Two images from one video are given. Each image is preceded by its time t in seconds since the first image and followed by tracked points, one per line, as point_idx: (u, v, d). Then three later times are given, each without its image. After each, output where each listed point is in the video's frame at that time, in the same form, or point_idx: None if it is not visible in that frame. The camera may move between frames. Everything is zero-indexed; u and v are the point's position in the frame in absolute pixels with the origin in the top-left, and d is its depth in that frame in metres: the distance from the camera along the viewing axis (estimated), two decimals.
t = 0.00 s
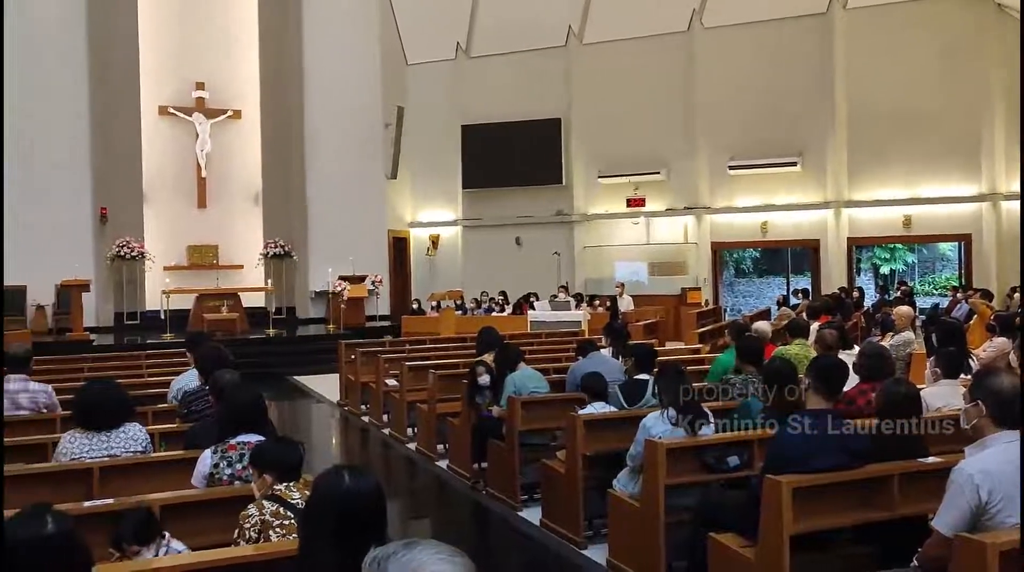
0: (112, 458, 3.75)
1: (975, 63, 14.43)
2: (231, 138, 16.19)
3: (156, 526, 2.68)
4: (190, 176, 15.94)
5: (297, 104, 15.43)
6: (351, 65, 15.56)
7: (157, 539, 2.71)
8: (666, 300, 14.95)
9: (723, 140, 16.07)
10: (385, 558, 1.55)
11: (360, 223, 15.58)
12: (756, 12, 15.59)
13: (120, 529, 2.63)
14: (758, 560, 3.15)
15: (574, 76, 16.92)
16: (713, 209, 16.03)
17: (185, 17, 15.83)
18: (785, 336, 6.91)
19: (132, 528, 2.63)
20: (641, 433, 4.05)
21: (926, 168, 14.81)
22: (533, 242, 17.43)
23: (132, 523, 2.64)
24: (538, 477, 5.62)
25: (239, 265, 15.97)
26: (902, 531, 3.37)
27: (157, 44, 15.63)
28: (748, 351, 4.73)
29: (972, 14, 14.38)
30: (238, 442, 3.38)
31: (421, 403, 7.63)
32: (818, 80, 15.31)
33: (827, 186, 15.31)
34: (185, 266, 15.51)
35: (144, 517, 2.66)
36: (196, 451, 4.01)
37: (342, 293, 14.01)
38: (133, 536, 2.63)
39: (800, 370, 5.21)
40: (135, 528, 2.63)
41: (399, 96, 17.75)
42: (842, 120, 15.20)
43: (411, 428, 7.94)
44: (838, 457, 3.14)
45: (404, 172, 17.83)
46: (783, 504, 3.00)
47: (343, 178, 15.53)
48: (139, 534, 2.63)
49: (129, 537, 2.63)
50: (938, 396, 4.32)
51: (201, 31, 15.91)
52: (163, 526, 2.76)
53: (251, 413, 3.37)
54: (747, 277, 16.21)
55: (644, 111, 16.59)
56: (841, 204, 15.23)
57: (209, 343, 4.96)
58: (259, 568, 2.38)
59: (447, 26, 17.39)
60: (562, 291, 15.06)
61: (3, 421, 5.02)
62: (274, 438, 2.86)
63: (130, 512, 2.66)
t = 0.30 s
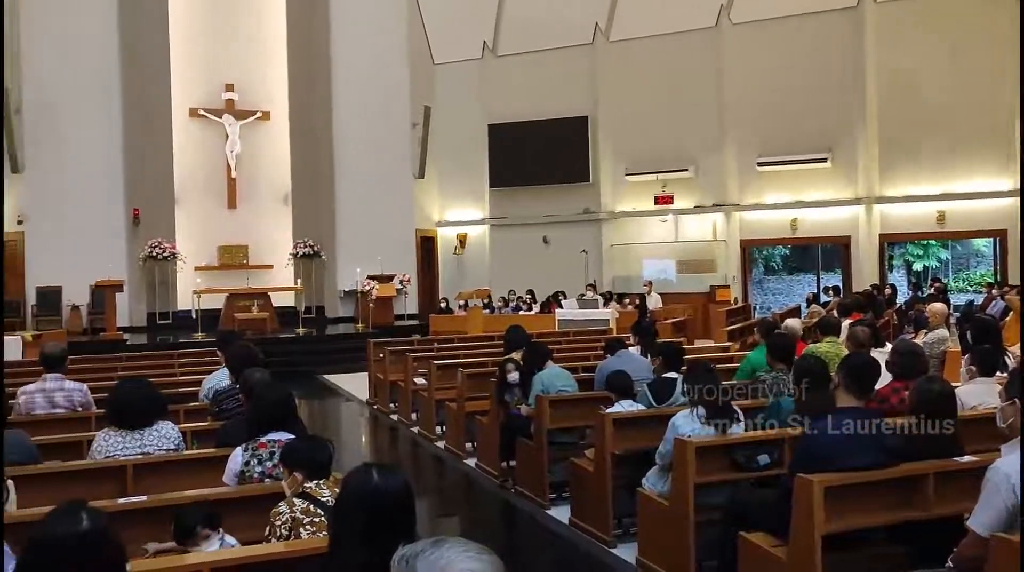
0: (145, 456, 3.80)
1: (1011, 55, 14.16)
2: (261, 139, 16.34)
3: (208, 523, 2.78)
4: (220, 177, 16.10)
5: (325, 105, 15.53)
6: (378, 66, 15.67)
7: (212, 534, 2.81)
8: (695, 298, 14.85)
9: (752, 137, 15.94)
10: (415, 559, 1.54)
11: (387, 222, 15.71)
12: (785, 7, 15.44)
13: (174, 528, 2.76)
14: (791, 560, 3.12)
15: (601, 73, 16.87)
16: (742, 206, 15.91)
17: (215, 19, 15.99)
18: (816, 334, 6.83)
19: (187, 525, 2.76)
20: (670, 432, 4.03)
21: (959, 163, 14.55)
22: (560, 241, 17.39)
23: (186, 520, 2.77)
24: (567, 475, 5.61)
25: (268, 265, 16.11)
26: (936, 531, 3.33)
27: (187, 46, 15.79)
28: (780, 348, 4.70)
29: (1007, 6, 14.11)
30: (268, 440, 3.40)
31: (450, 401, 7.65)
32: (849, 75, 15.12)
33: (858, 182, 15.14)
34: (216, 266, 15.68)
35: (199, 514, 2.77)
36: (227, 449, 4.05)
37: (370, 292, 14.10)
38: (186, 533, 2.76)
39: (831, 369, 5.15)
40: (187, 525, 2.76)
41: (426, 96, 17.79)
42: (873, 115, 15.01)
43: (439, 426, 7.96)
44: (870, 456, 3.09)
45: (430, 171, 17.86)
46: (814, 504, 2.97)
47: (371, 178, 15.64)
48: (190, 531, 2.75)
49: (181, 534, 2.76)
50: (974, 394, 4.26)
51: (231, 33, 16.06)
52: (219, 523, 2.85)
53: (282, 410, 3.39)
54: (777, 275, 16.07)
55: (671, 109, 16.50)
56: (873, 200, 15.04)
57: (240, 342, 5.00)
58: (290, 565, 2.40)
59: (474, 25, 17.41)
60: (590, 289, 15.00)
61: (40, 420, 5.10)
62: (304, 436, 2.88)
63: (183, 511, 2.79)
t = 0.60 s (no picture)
0: (173, 454, 3.83)
1: None
2: (286, 140, 16.45)
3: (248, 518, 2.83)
4: (247, 177, 16.23)
5: (349, 105, 15.60)
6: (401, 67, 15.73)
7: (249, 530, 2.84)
8: (720, 297, 14.76)
9: (778, 134, 15.82)
10: (439, 558, 1.54)
11: (410, 222, 15.81)
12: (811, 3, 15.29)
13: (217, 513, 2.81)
14: (820, 560, 3.09)
15: (624, 71, 16.81)
16: (768, 203, 15.81)
17: (241, 22, 16.12)
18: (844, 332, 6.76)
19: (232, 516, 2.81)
20: (696, 430, 4.00)
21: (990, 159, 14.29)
22: (584, 240, 17.36)
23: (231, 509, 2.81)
24: (592, 474, 5.60)
25: (294, 264, 16.22)
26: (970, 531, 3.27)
27: (213, 48, 15.94)
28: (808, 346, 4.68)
29: None
30: (294, 439, 3.43)
31: (474, 400, 7.67)
32: (876, 70, 14.93)
33: (885, 178, 14.96)
34: (242, 266, 15.81)
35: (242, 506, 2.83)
36: (255, 448, 4.09)
37: (395, 292, 14.16)
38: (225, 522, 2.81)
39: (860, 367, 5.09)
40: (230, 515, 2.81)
41: (450, 96, 17.82)
42: (900, 111, 14.82)
43: (464, 424, 7.98)
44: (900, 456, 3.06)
45: (454, 171, 17.88)
46: (843, 503, 2.93)
47: (395, 178, 15.72)
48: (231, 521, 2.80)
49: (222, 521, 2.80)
50: (1005, 393, 4.20)
51: (257, 35, 16.21)
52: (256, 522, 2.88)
53: (308, 409, 3.41)
54: (803, 273, 15.96)
55: (696, 106, 16.41)
56: (901, 197, 14.85)
57: (266, 342, 5.04)
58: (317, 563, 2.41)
59: (497, 24, 17.41)
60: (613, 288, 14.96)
61: (71, 418, 5.17)
62: (329, 435, 2.90)
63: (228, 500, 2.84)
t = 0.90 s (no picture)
0: (206, 452, 3.87)
1: None
2: (317, 141, 16.57)
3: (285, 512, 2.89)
4: (278, 178, 16.37)
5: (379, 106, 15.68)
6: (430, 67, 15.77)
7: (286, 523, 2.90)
8: (751, 296, 14.65)
9: (810, 130, 15.64)
10: (465, 559, 1.53)
11: (439, 221, 15.85)
12: None
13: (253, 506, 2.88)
14: (854, 561, 3.05)
15: (654, 69, 16.72)
16: (800, 201, 15.64)
17: (272, 24, 16.27)
18: (878, 331, 6.66)
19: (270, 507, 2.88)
20: (727, 431, 3.97)
21: None
22: (614, 238, 17.29)
23: (267, 502, 2.88)
24: (622, 474, 5.58)
25: (325, 264, 16.32)
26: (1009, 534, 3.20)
27: (245, 50, 16.10)
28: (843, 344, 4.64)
29: None
30: (325, 438, 3.45)
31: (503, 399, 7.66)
32: (910, 65, 14.70)
33: (920, 174, 14.72)
34: (274, 266, 15.95)
35: (277, 500, 2.89)
36: (286, 446, 4.12)
37: (424, 292, 14.21)
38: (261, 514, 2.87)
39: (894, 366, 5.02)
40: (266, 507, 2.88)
41: (478, 96, 17.83)
42: (935, 105, 14.58)
43: (493, 424, 7.98)
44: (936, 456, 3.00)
45: (483, 170, 17.86)
46: (876, 504, 2.89)
47: (424, 178, 15.79)
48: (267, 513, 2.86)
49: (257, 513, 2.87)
50: None
51: (288, 37, 16.35)
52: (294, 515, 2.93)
53: (339, 409, 3.44)
54: (836, 271, 15.77)
55: (726, 103, 16.27)
56: (937, 193, 14.61)
57: (297, 342, 5.08)
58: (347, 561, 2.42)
59: (525, 23, 17.38)
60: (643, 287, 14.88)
61: (107, 417, 5.24)
62: (361, 436, 2.93)
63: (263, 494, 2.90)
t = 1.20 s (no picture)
0: (239, 450, 3.90)
1: None
2: (348, 143, 16.67)
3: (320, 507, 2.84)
4: (309, 179, 16.48)
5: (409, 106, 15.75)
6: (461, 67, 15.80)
7: (321, 521, 2.85)
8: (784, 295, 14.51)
9: (844, 127, 15.44)
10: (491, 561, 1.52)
11: (469, 221, 15.88)
12: None
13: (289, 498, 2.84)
14: (891, 564, 3.00)
15: (685, 67, 16.61)
16: (834, 199, 15.44)
17: (304, 26, 16.39)
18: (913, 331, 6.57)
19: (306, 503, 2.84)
20: (759, 431, 3.94)
21: None
22: (644, 237, 17.19)
23: (302, 497, 2.83)
24: (653, 474, 5.55)
25: (356, 265, 16.41)
26: None
27: (277, 52, 16.24)
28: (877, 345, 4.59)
29: None
30: (355, 436, 3.47)
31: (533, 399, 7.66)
32: (947, 60, 14.47)
33: (958, 171, 14.47)
34: (307, 266, 16.07)
35: (310, 496, 2.84)
36: (317, 445, 4.15)
37: (455, 291, 14.25)
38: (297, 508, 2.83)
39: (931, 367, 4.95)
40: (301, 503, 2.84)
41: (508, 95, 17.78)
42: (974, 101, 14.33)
43: (523, 424, 7.98)
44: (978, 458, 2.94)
45: (513, 169, 17.84)
46: (914, 505, 2.84)
47: (454, 178, 15.84)
48: (303, 507, 2.82)
49: (294, 506, 2.83)
50: None
51: (319, 40, 16.47)
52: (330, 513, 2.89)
53: (370, 407, 3.46)
54: (871, 270, 15.52)
55: (759, 100, 16.12)
56: (975, 191, 14.36)
57: (328, 341, 5.11)
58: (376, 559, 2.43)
59: (555, 21, 17.33)
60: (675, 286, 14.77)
61: (142, 415, 5.31)
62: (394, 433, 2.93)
63: (301, 487, 2.86)
